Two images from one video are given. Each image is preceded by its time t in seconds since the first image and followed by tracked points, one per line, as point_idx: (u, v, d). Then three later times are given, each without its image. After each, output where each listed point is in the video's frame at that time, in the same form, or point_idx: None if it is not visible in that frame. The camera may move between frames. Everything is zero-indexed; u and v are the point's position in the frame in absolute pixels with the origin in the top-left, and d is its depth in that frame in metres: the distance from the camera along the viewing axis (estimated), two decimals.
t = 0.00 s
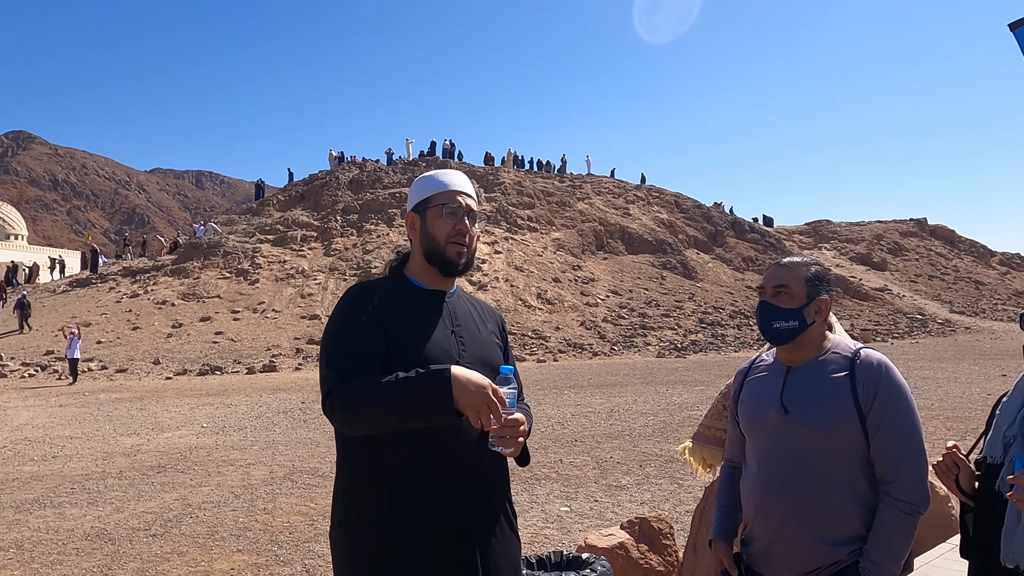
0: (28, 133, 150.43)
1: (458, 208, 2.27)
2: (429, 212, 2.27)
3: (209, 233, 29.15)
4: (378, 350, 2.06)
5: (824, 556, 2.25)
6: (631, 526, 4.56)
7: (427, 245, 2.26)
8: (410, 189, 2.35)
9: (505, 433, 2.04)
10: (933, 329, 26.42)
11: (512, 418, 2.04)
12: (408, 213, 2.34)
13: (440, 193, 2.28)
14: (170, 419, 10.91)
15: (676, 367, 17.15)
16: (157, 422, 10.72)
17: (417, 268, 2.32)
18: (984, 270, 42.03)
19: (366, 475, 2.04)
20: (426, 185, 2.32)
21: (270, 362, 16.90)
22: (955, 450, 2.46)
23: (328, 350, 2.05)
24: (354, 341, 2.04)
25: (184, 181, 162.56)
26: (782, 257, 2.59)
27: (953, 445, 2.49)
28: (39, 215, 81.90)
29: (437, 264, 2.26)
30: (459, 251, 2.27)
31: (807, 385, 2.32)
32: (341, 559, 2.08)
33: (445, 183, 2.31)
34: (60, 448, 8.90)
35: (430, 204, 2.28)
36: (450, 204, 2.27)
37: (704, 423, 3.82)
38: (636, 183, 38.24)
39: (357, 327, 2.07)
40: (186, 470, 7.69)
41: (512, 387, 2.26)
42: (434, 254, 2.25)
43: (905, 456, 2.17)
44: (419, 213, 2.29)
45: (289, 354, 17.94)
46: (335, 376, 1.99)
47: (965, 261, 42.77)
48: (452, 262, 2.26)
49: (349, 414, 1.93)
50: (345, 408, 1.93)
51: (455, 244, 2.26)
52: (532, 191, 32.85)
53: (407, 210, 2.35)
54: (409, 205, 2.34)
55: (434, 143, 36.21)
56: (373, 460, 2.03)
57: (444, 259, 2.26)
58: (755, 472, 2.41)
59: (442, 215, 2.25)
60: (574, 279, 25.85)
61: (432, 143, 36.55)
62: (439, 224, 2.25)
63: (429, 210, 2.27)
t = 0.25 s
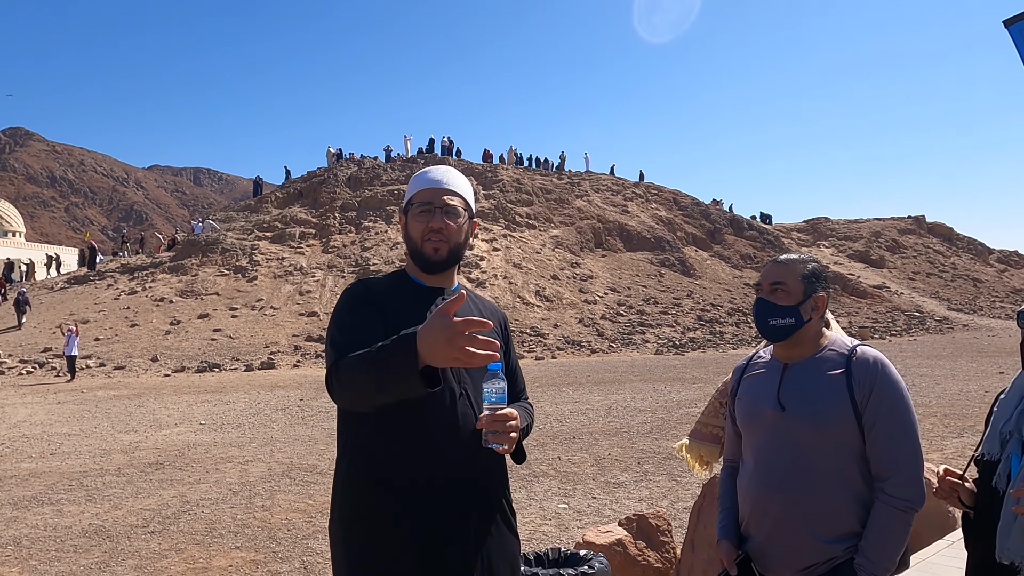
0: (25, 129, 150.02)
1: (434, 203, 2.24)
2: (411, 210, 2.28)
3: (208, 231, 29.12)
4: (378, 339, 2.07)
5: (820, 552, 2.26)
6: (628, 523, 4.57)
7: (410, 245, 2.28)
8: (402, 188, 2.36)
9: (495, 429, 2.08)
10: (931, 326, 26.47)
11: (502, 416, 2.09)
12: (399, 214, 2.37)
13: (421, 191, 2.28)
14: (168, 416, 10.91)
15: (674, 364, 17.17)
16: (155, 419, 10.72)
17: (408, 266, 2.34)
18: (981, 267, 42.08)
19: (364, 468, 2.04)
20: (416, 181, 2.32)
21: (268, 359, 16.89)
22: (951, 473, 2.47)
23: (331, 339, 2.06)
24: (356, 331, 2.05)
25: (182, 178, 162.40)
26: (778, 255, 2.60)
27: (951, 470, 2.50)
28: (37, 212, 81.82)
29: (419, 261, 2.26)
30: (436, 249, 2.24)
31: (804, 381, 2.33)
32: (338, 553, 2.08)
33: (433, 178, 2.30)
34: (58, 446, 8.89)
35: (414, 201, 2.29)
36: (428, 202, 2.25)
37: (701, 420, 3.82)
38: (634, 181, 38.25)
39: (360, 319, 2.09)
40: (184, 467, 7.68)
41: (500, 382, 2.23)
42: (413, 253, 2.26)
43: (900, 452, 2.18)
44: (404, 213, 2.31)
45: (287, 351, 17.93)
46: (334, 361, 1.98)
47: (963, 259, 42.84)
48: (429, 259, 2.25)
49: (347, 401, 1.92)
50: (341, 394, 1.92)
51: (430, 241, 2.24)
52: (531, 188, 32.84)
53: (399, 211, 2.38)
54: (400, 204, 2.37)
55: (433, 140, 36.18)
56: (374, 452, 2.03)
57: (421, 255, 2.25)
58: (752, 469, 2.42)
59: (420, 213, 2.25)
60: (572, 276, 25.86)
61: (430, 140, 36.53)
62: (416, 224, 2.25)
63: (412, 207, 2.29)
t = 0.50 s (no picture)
0: (19, 127, 149.29)
1: (429, 206, 2.25)
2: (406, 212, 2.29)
3: (203, 229, 29.06)
4: (371, 343, 2.09)
5: (813, 552, 2.27)
6: (623, 523, 4.58)
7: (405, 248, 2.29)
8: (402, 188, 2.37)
9: (488, 431, 2.04)
10: (925, 326, 26.60)
11: (496, 417, 2.04)
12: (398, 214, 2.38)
13: (418, 192, 2.28)
14: (163, 415, 10.89)
15: (669, 364, 17.21)
16: (150, 417, 10.70)
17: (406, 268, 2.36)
18: (975, 267, 42.25)
19: (359, 469, 2.06)
20: (416, 180, 2.32)
21: (264, 357, 16.87)
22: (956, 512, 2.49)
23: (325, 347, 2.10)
24: (349, 337, 2.09)
25: (177, 176, 162.00)
26: (772, 254, 2.60)
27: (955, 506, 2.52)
28: (31, 210, 81.56)
29: (415, 264, 2.28)
30: (430, 251, 2.25)
31: (798, 382, 2.34)
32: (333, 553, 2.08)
33: (431, 180, 2.30)
34: (51, 444, 8.87)
35: (410, 204, 2.29)
36: (423, 205, 2.25)
37: (695, 419, 3.83)
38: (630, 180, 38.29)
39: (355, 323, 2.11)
40: (179, 466, 7.67)
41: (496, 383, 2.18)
42: (410, 255, 2.28)
43: (893, 453, 2.19)
44: (401, 214, 2.32)
45: (283, 350, 17.91)
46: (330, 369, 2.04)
47: (957, 259, 43.03)
48: (424, 262, 2.26)
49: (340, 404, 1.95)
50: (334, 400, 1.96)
51: (426, 243, 2.25)
52: (526, 187, 32.86)
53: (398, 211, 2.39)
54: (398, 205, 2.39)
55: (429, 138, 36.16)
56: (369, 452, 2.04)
57: (416, 258, 2.27)
58: (746, 468, 2.43)
59: (415, 216, 2.26)
60: (568, 275, 25.88)
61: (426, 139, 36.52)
62: (411, 226, 2.26)
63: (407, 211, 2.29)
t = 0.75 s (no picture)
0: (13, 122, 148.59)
1: (428, 202, 2.25)
2: (405, 209, 2.29)
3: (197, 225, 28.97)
4: (367, 342, 2.09)
5: (806, 550, 2.28)
6: (618, 519, 4.58)
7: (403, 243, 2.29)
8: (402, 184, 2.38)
9: (478, 429, 2.01)
10: (919, 324, 26.68)
11: (486, 415, 2.01)
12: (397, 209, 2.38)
13: (416, 189, 2.29)
14: (157, 411, 10.86)
15: (664, 361, 17.23)
16: (144, 413, 10.67)
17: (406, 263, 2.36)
18: (970, 266, 42.39)
19: (355, 469, 2.06)
20: (415, 176, 2.32)
21: (259, 353, 16.83)
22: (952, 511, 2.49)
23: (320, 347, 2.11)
24: (345, 338, 2.09)
25: (172, 172, 161.51)
26: (767, 252, 2.61)
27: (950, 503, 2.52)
28: (25, 205, 81.21)
29: (414, 261, 2.27)
30: (429, 248, 2.25)
31: (792, 380, 2.34)
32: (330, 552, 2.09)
33: (430, 175, 2.30)
34: (45, 440, 8.84)
35: (409, 200, 2.29)
36: (422, 201, 2.25)
37: (689, 415, 3.84)
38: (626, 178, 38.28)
39: (349, 323, 2.11)
40: (173, 462, 7.66)
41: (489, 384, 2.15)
42: (408, 251, 2.28)
43: (886, 451, 2.19)
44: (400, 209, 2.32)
45: (278, 346, 17.87)
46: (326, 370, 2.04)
47: (952, 257, 43.14)
48: (423, 259, 2.25)
49: (334, 406, 1.96)
50: (328, 402, 1.97)
51: (423, 240, 2.25)
52: (523, 184, 32.85)
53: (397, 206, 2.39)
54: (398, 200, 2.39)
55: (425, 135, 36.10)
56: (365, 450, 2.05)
57: (415, 254, 2.27)
58: (739, 466, 2.43)
59: (413, 211, 2.26)
60: (564, 272, 25.89)
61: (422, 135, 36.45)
62: (410, 221, 2.26)
63: (405, 207, 2.29)
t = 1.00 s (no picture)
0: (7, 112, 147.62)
1: (431, 197, 2.25)
2: (408, 203, 2.29)
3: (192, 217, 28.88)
4: (366, 337, 2.09)
5: (798, 545, 2.29)
6: (612, 514, 4.58)
7: (407, 238, 2.29)
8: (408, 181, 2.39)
9: (475, 426, 2.00)
10: (914, 322, 26.78)
11: (484, 412, 2.01)
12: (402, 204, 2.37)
13: (419, 185, 2.28)
14: (151, 403, 10.85)
15: (659, 357, 17.26)
16: (138, 406, 10.66)
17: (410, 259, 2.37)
18: (964, 264, 42.54)
19: (353, 462, 2.07)
20: (417, 170, 2.32)
21: (254, 347, 16.81)
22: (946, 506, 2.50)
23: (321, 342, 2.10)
24: (344, 333, 2.08)
25: (167, 164, 160.97)
26: (761, 248, 2.61)
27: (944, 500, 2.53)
28: (20, 196, 80.90)
29: (416, 256, 2.27)
30: (433, 245, 2.24)
31: (785, 376, 2.35)
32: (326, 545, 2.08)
33: (432, 172, 2.29)
34: (39, 432, 8.82)
35: (412, 195, 2.29)
36: (425, 196, 2.25)
37: (684, 410, 3.85)
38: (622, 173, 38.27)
39: (349, 317, 2.11)
40: (167, 455, 7.65)
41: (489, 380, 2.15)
42: (411, 247, 2.28)
43: (878, 447, 2.20)
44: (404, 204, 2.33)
45: (273, 340, 17.85)
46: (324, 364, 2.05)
47: (947, 255, 43.28)
48: (426, 254, 2.25)
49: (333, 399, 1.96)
50: (327, 395, 1.98)
51: (428, 235, 2.24)
52: (519, 179, 32.83)
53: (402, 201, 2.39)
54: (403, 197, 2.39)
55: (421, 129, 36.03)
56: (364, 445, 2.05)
57: (418, 249, 2.26)
58: (733, 462, 2.44)
59: (417, 207, 2.26)
60: (560, 267, 25.89)
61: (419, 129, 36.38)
62: (413, 217, 2.26)
63: (409, 202, 2.29)
